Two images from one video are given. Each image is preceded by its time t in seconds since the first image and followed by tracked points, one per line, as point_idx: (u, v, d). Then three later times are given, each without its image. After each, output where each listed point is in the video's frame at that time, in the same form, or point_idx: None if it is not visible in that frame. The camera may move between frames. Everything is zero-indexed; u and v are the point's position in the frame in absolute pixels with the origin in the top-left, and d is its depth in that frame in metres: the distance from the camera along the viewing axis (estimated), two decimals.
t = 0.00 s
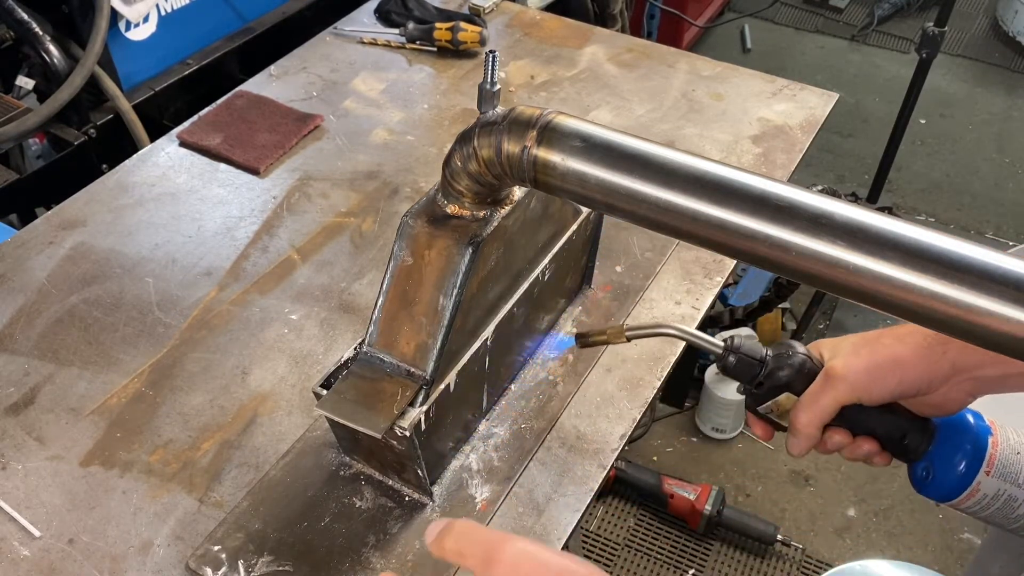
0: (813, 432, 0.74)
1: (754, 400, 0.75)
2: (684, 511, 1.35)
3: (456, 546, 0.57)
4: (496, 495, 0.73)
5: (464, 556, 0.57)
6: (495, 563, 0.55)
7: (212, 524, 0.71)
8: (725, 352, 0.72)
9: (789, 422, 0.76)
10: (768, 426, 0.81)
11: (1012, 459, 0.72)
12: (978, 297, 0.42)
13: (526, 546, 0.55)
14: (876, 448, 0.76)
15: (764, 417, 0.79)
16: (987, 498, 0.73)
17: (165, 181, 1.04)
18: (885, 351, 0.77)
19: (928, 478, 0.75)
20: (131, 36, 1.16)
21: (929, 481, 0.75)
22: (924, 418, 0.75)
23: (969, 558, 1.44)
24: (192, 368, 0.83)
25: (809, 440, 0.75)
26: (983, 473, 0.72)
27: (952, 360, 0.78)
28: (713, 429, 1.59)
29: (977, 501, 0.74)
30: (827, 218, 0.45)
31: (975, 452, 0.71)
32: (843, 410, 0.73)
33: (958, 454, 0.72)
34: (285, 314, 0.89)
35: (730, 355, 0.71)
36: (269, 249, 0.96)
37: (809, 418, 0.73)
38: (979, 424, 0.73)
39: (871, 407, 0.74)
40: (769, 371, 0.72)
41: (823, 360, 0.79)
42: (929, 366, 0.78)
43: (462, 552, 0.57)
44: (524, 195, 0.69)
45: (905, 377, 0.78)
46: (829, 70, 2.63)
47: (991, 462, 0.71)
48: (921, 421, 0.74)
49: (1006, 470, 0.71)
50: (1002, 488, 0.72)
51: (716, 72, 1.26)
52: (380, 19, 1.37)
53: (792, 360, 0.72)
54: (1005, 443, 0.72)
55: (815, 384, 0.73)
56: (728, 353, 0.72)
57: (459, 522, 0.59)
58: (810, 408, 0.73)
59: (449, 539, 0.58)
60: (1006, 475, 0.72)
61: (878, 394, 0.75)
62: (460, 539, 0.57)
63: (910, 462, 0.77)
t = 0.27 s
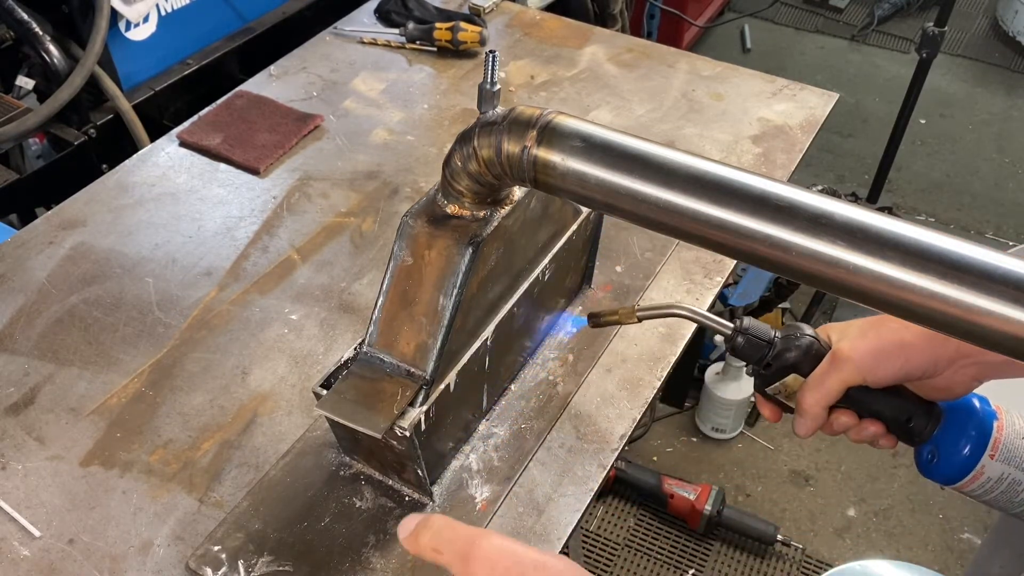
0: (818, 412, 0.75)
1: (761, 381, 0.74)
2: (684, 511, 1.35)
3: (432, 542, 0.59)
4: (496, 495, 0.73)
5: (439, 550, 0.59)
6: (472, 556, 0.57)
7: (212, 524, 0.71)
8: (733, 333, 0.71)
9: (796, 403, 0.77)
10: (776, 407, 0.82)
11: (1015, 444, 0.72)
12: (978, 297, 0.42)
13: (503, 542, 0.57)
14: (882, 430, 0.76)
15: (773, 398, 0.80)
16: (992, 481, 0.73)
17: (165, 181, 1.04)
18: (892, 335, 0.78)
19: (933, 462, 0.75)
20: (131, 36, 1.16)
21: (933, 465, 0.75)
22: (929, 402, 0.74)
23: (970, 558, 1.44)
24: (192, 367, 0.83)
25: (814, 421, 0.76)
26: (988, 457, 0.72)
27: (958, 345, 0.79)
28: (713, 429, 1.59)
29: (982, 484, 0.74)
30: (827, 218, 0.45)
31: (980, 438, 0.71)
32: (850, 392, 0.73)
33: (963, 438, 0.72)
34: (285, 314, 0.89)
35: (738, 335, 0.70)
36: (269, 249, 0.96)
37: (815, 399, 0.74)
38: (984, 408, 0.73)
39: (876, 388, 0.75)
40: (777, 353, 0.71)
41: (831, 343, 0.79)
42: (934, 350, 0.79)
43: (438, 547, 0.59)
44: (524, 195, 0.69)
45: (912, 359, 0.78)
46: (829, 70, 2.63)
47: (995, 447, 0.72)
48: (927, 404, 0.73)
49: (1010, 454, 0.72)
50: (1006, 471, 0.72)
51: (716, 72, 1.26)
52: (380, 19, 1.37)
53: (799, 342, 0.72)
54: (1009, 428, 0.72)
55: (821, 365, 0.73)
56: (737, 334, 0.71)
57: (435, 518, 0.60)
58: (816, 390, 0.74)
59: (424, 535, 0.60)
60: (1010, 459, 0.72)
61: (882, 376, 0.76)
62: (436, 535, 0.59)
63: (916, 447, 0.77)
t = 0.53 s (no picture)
0: (814, 414, 0.75)
1: (755, 383, 0.74)
2: (685, 511, 1.34)
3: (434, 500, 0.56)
4: (495, 496, 0.73)
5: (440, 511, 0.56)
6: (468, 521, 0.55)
7: (212, 524, 0.71)
8: (728, 333, 0.71)
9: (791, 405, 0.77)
10: (770, 410, 0.81)
11: (1012, 448, 0.72)
12: (978, 297, 0.42)
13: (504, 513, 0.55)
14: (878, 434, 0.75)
15: (767, 400, 0.79)
16: (988, 485, 0.73)
17: (165, 181, 1.04)
18: (889, 337, 0.78)
19: (929, 465, 0.75)
20: (131, 36, 1.16)
21: (928, 468, 0.75)
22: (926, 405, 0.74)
23: (969, 558, 1.44)
24: (192, 368, 0.83)
25: (810, 423, 0.76)
26: (984, 460, 0.72)
27: (955, 347, 0.78)
28: (713, 429, 1.59)
29: (978, 488, 0.74)
30: (827, 218, 0.45)
31: (976, 441, 0.71)
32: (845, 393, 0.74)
33: (959, 441, 0.72)
34: (285, 315, 0.89)
35: (734, 336, 0.70)
36: (269, 249, 0.96)
37: (810, 400, 0.74)
38: (981, 412, 0.73)
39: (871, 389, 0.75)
40: (772, 354, 0.71)
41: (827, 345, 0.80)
42: (932, 352, 0.78)
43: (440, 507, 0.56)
44: (524, 195, 0.69)
45: (909, 361, 0.78)
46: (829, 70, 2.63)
47: (991, 450, 0.72)
48: (925, 408, 0.73)
49: (1006, 457, 0.72)
50: (1002, 476, 0.72)
51: (716, 72, 1.26)
52: (380, 19, 1.37)
53: (795, 344, 0.71)
54: (1006, 431, 0.72)
55: (817, 367, 0.74)
56: (732, 334, 0.71)
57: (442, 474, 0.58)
58: (812, 391, 0.74)
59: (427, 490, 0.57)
60: (1006, 463, 0.72)
61: (877, 378, 0.77)
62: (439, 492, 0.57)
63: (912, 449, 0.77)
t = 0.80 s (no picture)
0: (814, 422, 0.74)
1: (755, 392, 0.75)
2: (684, 511, 1.34)
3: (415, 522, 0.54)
4: (495, 495, 0.73)
5: (421, 532, 0.54)
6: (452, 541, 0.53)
7: (212, 524, 0.71)
8: (725, 344, 0.71)
9: (790, 414, 0.77)
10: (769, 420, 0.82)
11: (1012, 450, 0.72)
12: (978, 297, 0.42)
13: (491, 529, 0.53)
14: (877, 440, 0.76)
15: (765, 409, 0.79)
16: (989, 488, 0.73)
17: (165, 181, 1.04)
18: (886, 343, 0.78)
19: (929, 470, 0.75)
20: (131, 36, 1.16)
21: (929, 473, 0.75)
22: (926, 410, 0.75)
23: (969, 558, 1.44)
24: (192, 367, 0.83)
25: (810, 432, 0.76)
26: (984, 463, 0.72)
27: (953, 351, 0.78)
28: (713, 429, 1.59)
29: (979, 492, 0.74)
30: (827, 218, 0.45)
31: (976, 444, 0.71)
32: (844, 401, 0.74)
33: (959, 445, 0.72)
34: (285, 315, 0.89)
35: (732, 347, 0.70)
36: (269, 249, 0.96)
37: (810, 408, 0.74)
38: (980, 415, 0.73)
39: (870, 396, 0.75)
40: (771, 363, 0.72)
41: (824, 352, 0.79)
42: (929, 356, 0.78)
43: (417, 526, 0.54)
44: (524, 195, 0.69)
45: (906, 366, 0.78)
46: (829, 70, 2.63)
47: (992, 453, 0.71)
48: (922, 413, 0.74)
49: (1007, 460, 0.72)
50: (1003, 479, 0.72)
51: (716, 72, 1.26)
52: (380, 19, 1.37)
53: (793, 353, 0.73)
54: (1006, 434, 0.72)
55: (815, 376, 0.74)
56: (730, 345, 0.71)
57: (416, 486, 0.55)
58: (811, 399, 0.74)
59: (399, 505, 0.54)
60: (1007, 466, 0.72)
61: (876, 385, 0.76)
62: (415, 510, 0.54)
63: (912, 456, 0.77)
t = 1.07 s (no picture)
0: (817, 427, 0.74)
1: (756, 399, 0.74)
2: (684, 511, 1.34)
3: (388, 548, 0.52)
4: (496, 495, 0.73)
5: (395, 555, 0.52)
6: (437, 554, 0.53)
7: (212, 524, 0.71)
8: (728, 348, 0.71)
9: (793, 419, 0.77)
10: (772, 423, 0.82)
11: (1015, 454, 0.72)
12: (978, 297, 0.42)
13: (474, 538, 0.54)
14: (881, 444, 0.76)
15: (769, 413, 0.80)
16: (993, 493, 0.73)
17: (165, 181, 1.04)
18: (889, 347, 0.78)
19: (932, 474, 0.75)
20: (131, 36, 1.16)
21: (932, 477, 0.75)
22: (928, 414, 0.75)
23: (969, 558, 1.44)
24: (192, 368, 0.83)
25: (814, 436, 0.76)
26: (988, 468, 0.72)
27: (955, 355, 0.78)
28: (713, 429, 1.59)
29: (983, 496, 0.73)
30: (827, 218, 0.45)
31: (980, 449, 0.71)
32: (846, 405, 0.73)
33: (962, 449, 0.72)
34: (285, 315, 0.89)
35: (734, 351, 0.71)
36: (269, 249, 0.96)
37: (812, 413, 0.74)
38: (983, 419, 0.73)
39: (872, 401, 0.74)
40: (773, 367, 0.71)
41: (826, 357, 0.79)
42: (932, 360, 0.78)
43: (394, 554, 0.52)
44: (524, 195, 0.69)
45: (909, 370, 0.78)
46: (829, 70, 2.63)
47: (996, 458, 0.71)
48: (925, 418, 0.74)
49: (1010, 464, 0.72)
50: (1007, 483, 0.72)
51: (716, 72, 1.26)
52: (380, 19, 1.37)
53: (796, 357, 0.72)
54: (1008, 438, 0.72)
55: (817, 380, 0.74)
56: (732, 349, 0.71)
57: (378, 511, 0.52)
58: (814, 404, 0.74)
59: (370, 539, 0.50)
60: (1011, 470, 0.72)
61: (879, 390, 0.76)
62: (390, 540, 0.51)
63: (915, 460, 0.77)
